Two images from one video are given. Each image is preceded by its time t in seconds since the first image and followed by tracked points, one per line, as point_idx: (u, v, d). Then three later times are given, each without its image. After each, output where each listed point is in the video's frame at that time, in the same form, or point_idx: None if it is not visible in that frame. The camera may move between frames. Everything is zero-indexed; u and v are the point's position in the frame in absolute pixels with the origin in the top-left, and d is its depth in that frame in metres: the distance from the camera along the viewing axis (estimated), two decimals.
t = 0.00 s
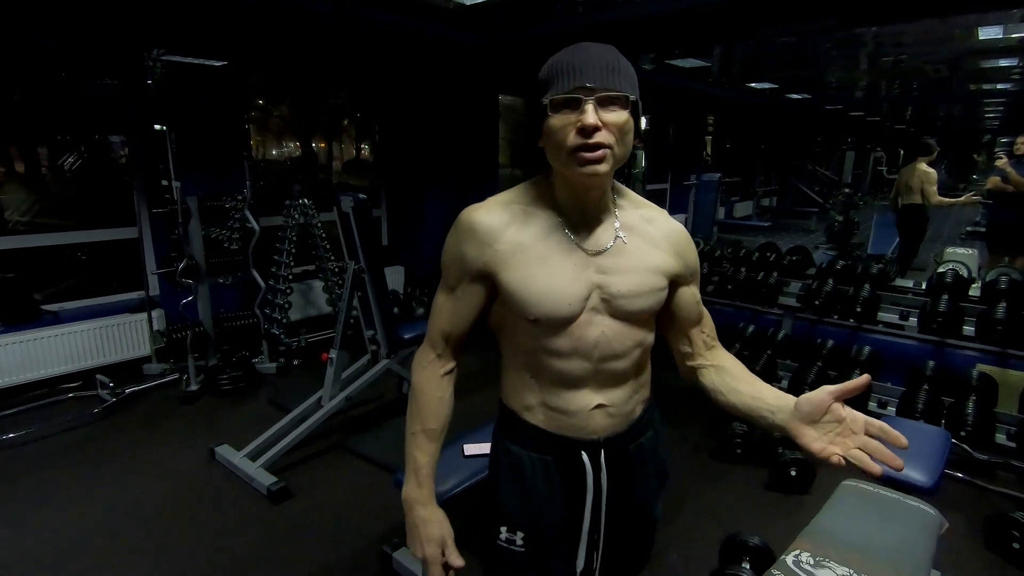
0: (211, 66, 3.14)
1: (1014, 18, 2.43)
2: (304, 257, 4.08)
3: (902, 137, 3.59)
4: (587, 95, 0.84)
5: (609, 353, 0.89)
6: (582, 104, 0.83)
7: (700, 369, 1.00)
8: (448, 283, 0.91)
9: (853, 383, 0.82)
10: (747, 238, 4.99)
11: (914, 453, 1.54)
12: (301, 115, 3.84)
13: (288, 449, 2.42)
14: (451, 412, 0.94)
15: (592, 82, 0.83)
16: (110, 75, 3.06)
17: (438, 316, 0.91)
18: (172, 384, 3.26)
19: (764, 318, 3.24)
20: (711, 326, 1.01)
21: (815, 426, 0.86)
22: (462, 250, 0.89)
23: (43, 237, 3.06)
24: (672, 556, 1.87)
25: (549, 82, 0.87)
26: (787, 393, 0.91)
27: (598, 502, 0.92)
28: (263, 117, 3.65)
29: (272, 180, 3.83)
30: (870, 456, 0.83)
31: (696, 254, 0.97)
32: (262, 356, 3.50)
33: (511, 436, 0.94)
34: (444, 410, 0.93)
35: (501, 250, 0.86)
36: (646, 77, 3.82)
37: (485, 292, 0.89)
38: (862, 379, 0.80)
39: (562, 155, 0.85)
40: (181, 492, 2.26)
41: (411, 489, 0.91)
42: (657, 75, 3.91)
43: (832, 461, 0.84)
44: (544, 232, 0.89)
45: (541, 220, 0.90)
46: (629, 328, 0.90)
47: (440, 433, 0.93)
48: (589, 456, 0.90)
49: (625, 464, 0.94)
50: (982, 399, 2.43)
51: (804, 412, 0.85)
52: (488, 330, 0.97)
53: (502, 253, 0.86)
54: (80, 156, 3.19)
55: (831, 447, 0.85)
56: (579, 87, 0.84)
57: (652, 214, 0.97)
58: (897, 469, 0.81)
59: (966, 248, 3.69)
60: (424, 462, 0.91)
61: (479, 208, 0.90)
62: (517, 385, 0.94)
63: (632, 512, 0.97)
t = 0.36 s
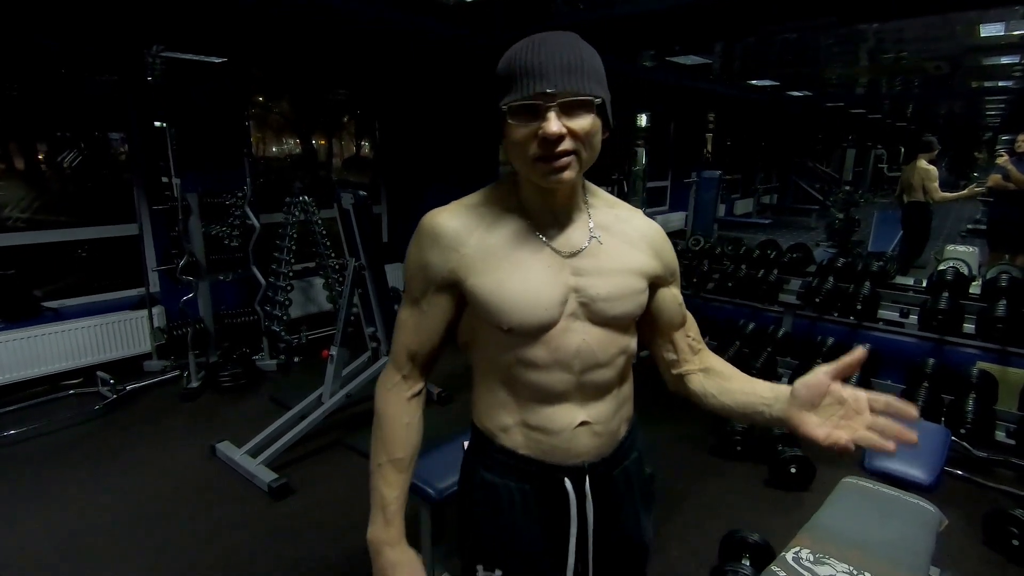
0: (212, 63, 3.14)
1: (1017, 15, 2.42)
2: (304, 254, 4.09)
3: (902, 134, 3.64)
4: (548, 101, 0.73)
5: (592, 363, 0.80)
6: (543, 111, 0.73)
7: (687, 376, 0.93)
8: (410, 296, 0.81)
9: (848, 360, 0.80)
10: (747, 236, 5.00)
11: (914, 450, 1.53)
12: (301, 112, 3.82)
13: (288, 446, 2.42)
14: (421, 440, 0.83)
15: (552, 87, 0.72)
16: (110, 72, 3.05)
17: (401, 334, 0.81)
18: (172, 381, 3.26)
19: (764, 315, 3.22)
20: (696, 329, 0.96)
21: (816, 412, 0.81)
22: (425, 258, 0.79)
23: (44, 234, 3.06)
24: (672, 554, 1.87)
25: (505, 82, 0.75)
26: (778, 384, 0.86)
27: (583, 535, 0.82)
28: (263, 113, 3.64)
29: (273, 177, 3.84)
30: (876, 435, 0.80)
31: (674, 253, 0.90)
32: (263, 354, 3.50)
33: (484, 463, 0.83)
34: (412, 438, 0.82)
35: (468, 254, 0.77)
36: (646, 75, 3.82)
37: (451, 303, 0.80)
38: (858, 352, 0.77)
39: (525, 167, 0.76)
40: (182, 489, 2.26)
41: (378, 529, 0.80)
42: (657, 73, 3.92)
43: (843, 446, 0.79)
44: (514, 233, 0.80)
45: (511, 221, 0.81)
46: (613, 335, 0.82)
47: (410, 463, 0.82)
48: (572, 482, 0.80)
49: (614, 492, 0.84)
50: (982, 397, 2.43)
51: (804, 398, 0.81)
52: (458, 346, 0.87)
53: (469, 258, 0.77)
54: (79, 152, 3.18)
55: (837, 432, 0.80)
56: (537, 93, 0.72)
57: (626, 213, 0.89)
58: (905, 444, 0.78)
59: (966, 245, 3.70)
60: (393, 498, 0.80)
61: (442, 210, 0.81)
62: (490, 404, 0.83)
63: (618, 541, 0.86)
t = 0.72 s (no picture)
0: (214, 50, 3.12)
1: None
2: (309, 242, 4.09)
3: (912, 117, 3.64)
4: (535, 107, 0.71)
5: (573, 371, 0.79)
6: (528, 116, 0.71)
7: (664, 378, 0.92)
8: (373, 306, 0.79)
9: (835, 343, 0.79)
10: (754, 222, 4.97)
11: (920, 437, 1.50)
12: (303, 98, 3.80)
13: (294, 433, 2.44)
14: (386, 460, 0.81)
15: (540, 93, 0.71)
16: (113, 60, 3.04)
17: (363, 347, 0.79)
18: (179, 369, 3.28)
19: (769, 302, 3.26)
20: (672, 329, 0.95)
21: (812, 401, 0.80)
22: (389, 264, 0.76)
23: (50, 223, 3.07)
24: (676, 540, 1.88)
25: (489, 75, 0.73)
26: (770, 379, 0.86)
27: (567, 550, 0.81)
28: (264, 101, 3.67)
29: (276, 165, 3.83)
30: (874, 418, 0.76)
31: (651, 251, 0.90)
32: (269, 342, 3.52)
33: (461, 485, 0.81)
34: (377, 459, 0.79)
35: (437, 260, 0.75)
36: (652, 59, 3.77)
37: (418, 312, 0.78)
38: (845, 332, 0.76)
39: (504, 170, 0.75)
40: (192, 475, 2.29)
41: (343, 562, 0.77)
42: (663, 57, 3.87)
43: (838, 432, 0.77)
44: (484, 237, 0.79)
45: (480, 225, 0.80)
46: (594, 342, 0.81)
47: (375, 488, 0.80)
48: (554, 498, 0.79)
49: (598, 504, 0.83)
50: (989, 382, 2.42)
51: (796, 388, 0.80)
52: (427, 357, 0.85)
53: (438, 264, 0.75)
54: (83, 142, 3.17)
55: (838, 418, 0.78)
56: (524, 97, 0.71)
57: (602, 212, 0.90)
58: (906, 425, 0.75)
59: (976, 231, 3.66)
60: (357, 525, 0.77)
61: (405, 214, 0.79)
62: (463, 421, 0.81)
63: (603, 557, 0.85)
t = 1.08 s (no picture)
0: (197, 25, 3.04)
1: None
2: (300, 222, 4.06)
3: (908, 92, 3.63)
4: (546, 90, 0.69)
5: (560, 362, 0.79)
6: (535, 99, 0.69)
7: (648, 352, 0.94)
8: (345, 302, 0.75)
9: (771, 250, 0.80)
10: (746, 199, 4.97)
11: (910, 409, 1.53)
12: (290, 74, 3.73)
13: (289, 413, 2.46)
14: (365, 464, 0.80)
15: (555, 78, 0.69)
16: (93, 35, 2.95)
17: (336, 346, 0.76)
18: (172, 351, 3.28)
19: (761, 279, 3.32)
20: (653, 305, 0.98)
21: (781, 313, 0.80)
22: (361, 257, 0.72)
23: (36, 205, 3.06)
24: (667, 513, 1.92)
25: (505, 44, 0.70)
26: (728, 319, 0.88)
27: (555, 538, 0.82)
28: (252, 77, 3.59)
29: (265, 143, 3.77)
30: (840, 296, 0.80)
31: (629, 233, 0.92)
32: (262, 323, 3.51)
33: (447, 485, 0.80)
34: (358, 463, 0.79)
35: (416, 254, 0.72)
36: (645, 33, 3.72)
37: (395, 307, 0.74)
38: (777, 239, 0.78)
39: (497, 150, 0.72)
40: (188, 456, 2.30)
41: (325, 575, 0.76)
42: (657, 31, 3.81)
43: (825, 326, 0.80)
44: (463, 226, 0.76)
45: (459, 213, 0.77)
46: (579, 331, 0.81)
47: (354, 495, 0.79)
48: (544, 489, 0.80)
49: (585, 487, 0.85)
50: (976, 355, 2.45)
51: (763, 308, 0.81)
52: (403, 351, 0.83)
53: (416, 258, 0.72)
54: (66, 121, 3.11)
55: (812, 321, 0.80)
56: (536, 78, 0.69)
57: (579, 196, 0.92)
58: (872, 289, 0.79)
59: (966, 206, 3.68)
60: (337, 536, 0.77)
61: (377, 201, 0.74)
62: (446, 418, 0.80)
63: (591, 542, 0.87)
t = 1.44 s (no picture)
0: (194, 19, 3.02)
1: None
2: (300, 217, 4.05)
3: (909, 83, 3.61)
4: (549, 70, 0.69)
5: (562, 363, 0.79)
6: (540, 81, 0.68)
7: (624, 353, 0.93)
8: (346, 304, 0.74)
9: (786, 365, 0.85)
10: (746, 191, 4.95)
11: (910, 402, 1.53)
12: (289, 68, 3.71)
13: (291, 409, 2.46)
14: (367, 464, 0.79)
15: (560, 57, 0.68)
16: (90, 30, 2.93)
17: (336, 347, 0.75)
18: (173, 347, 3.28)
19: (761, 272, 3.32)
20: (633, 307, 0.94)
21: (751, 415, 0.85)
22: (363, 260, 0.71)
23: (34, 200, 3.05)
24: (668, 507, 1.92)
25: (503, 30, 0.69)
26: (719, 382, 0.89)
27: (560, 533, 0.83)
28: (250, 72, 3.58)
29: (263, 138, 3.76)
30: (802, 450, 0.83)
31: (631, 233, 0.92)
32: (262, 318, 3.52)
33: (450, 481, 0.80)
34: (359, 463, 0.77)
35: (418, 257, 0.72)
36: (645, 25, 3.69)
37: (397, 309, 0.74)
38: (796, 357, 0.84)
39: (504, 139, 0.70)
40: (189, 452, 2.31)
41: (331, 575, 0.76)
42: (658, 23, 3.79)
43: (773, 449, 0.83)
44: (466, 227, 0.76)
45: (461, 213, 0.77)
46: (580, 333, 0.80)
47: (358, 496, 0.78)
48: (545, 485, 0.80)
49: (585, 484, 0.85)
50: (976, 347, 2.45)
51: (743, 399, 0.84)
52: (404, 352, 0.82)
53: (419, 261, 0.72)
54: (64, 116, 3.10)
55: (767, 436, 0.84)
56: (541, 59, 0.68)
57: (585, 191, 0.91)
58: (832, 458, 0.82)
59: (967, 198, 3.67)
60: (342, 537, 0.76)
61: (377, 203, 0.73)
62: (447, 418, 0.80)
63: (592, 538, 0.87)
